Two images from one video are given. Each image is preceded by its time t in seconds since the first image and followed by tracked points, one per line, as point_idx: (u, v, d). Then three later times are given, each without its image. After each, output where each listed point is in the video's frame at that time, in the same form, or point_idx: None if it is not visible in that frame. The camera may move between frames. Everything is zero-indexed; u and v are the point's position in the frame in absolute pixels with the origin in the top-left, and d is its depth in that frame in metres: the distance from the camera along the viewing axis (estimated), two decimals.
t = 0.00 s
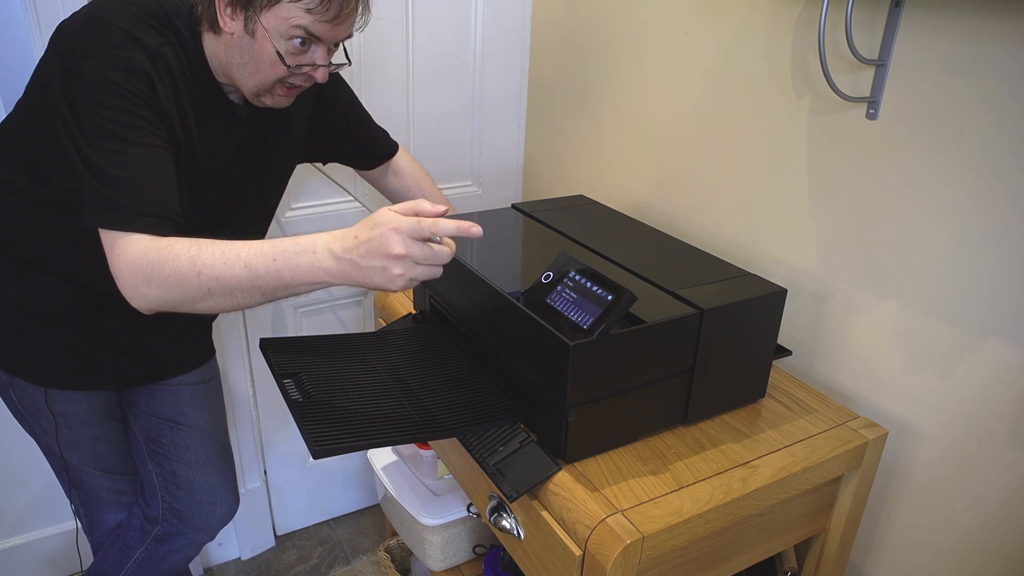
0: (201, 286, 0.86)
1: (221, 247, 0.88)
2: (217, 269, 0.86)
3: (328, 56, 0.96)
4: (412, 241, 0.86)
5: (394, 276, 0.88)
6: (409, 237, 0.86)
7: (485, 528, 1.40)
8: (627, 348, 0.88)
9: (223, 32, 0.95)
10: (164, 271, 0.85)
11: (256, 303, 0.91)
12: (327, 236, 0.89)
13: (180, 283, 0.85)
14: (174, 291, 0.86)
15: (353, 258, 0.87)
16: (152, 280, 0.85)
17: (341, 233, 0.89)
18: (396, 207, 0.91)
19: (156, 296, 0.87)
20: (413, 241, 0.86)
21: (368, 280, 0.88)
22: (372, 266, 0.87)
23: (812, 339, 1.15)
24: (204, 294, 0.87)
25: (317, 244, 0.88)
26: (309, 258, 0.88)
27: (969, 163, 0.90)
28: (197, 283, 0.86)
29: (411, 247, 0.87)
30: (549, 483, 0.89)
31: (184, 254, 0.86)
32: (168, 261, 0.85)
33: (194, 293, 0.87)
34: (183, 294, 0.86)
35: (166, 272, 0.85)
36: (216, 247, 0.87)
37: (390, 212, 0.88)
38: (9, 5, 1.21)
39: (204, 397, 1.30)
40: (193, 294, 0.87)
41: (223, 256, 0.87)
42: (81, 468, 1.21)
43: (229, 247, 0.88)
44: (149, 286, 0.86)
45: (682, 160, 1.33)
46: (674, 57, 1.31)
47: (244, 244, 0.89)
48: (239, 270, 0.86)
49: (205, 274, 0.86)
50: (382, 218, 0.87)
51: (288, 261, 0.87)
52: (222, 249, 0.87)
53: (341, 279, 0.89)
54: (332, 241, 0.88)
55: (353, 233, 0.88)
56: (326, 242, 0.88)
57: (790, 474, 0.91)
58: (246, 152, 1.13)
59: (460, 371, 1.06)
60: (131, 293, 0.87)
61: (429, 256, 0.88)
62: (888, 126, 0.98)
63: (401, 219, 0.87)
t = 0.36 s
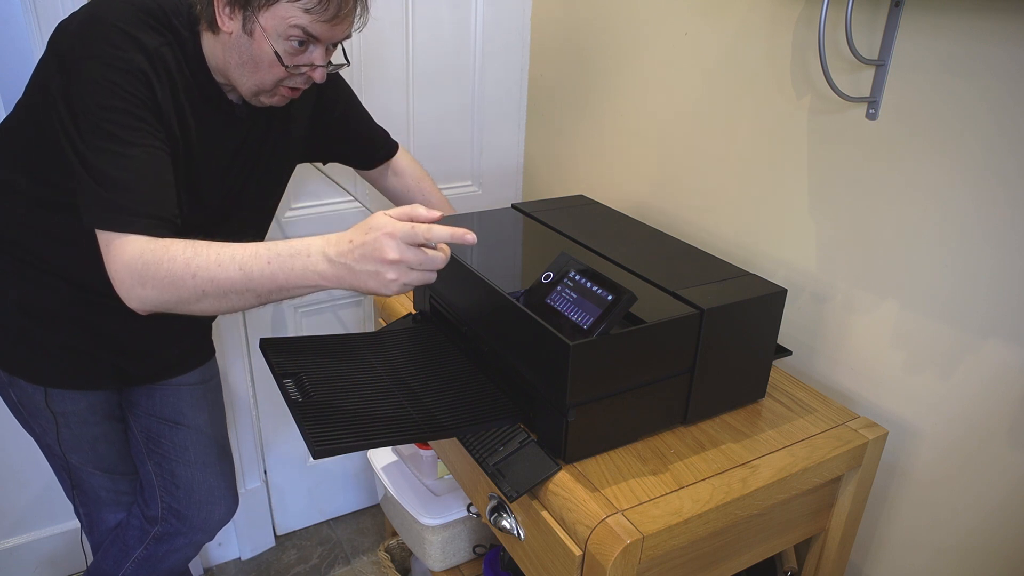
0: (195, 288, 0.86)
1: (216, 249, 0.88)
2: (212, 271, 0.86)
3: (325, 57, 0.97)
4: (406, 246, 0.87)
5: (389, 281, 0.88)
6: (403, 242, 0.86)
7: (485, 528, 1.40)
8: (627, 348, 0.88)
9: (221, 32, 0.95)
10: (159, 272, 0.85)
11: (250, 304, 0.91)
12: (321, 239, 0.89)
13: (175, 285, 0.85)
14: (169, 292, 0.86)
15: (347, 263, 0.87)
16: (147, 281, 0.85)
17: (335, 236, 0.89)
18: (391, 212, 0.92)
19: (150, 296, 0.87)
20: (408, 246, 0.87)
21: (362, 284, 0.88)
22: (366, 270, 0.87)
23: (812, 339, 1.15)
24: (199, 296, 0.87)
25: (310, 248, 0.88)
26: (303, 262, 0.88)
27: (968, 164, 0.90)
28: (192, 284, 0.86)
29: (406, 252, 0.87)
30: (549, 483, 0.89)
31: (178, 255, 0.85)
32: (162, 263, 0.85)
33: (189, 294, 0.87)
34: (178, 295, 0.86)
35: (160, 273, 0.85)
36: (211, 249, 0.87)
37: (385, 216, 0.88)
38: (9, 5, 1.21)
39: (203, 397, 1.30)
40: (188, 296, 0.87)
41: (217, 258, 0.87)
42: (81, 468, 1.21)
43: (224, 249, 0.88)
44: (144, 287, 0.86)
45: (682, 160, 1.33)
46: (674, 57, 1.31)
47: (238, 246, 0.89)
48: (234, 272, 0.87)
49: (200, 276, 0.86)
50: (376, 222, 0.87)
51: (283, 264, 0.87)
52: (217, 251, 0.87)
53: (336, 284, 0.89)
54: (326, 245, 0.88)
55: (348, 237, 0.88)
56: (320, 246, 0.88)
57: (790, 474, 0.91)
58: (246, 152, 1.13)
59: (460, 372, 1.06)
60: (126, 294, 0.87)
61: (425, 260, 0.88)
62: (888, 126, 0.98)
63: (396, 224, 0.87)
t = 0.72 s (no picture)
0: (193, 286, 0.86)
1: (214, 246, 0.88)
2: (210, 269, 0.86)
3: (324, 56, 0.96)
4: (402, 240, 0.86)
5: (386, 275, 0.88)
6: (399, 236, 0.86)
7: (485, 528, 1.40)
8: (627, 348, 0.88)
9: (222, 29, 0.95)
10: (157, 270, 0.85)
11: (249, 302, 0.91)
12: (318, 234, 0.89)
13: (173, 284, 0.86)
14: (168, 291, 0.86)
15: (344, 258, 0.87)
16: (145, 279, 0.85)
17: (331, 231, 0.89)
18: (387, 207, 0.91)
19: (149, 295, 0.87)
20: (405, 240, 0.86)
21: (359, 278, 0.88)
22: (363, 265, 0.87)
23: (812, 339, 1.15)
24: (197, 294, 0.87)
25: (307, 243, 0.88)
26: (300, 257, 0.88)
27: (969, 164, 0.90)
28: (190, 282, 0.86)
29: (402, 246, 0.86)
30: (549, 483, 0.89)
31: (176, 254, 0.85)
32: (160, 262, 0.85)
33: (187, 293, 0.87)
34: (177, 294, 0.86)
35: (159, 272, 0.85)
36: (208, 246, 0.87)
37: (381, 210, 0.88)
38: (9, 5, 1.21)
39: (204, 397, 1.30)
40: (186, 294, 0.87)
41: (215, 255, 0.87)
42: (82, 466, 1.20)
43: (221, 246, 0.88)
44: (143, 286, 0.86)
45: (682, 160, 1.33)
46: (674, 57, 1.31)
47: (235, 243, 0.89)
48: (232, 269, 0.87)
49: (198, 274, 0.86)
50: (372, 217, 0.87)
51: (280, 260, 0.87)
52: (214, 248, 0.87)
53: (333, 278, 0.89)
54: (323, 240, 0.88)
55: (344, 232, 0.88)
56: (316, 241, 0.88)
57: (790, 474, 0.91)
58: (246, 152, 1.13)
59: (460, 372, 1.06)
60: (125, 293, 0.87)
61: (422, 254, 0.88)
62: (888, 126, 0.98)
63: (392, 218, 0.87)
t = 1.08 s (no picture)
0: (189, 298, 0.86)
1: (210, 259, 0.88)
2: (206, 282, 0.86)
3: (307, 44, 0.95)
4: (395, 265, 0.86)
5: (378, 301, 0.88)
6: (392, 261, 0.86)
7: (484, 528, 1.40)
8: (627, 347, 0.88)
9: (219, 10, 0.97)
10: (153, 281, 0.85)
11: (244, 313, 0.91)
12: (313, 255, 0.89)
13: (168, 295, 0.86)
14: (163, 301, 0.86)
15: (338, 280, 0.87)
16: (141, 289, 0.85)
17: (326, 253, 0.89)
18: (383, 231, 0.91)
19: (144, 305, 0.87)
20: (399, 265, 0.86)
21: (352, 301, 0.88)
22: (356, 288, 0.87)
23: (812, 339, 1.15)
24: (192, 306, 0.87)
25: (302, 263, 0.88)
26: (295, 277, 0.88)
27: (968, 165, 0.91)
28: (185, 294, 0.86)
29: (396, 271, 0.87)
30: (549, 483, 0.89)
31: (172, 265, 0.85)
32: (156, 272, 0.85)
33: (182, 304, 0.87)
34: (172, 304, 0.87)
35: (154, 283, 0.85)
36: (204, 259, 0.88)
37: (377, 235, 0.88)
38: (9, 4, 1.21)
39: (204, 397, 1.30)
40: (181, 305, 0.87)
41: (211, 269, 0.87)
42: (81, 467, 1.20)
43: (217, 260, 0.88)
44: (138, 295, 0.86)
45: (682, 160, 1.33)
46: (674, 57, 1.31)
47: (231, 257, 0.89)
48: (227, 284, 0.87)
49: (193, 287, 0.86)
50: (367, 240, 0.87)
51: (275, 278, 0.87)
52: (210, 262, 0.87)
53: (326, 298, 0.89)
54: (318, 262, 0.88)
55: (339, 253, 0.88)
56: (311, 262, 0.88)
57: (790, 474, 0.91)
58: (245, 153, 1.13)
59: (460, 372, 1.06)
60: (120, 301, 0.87)
61: (415, 277, 0.88)
62: (888, 126, 0.98)
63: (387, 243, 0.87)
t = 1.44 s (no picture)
0: (183, 294, 0.86)
1: (204, 254, 0.88)
2: (200, 277, 0.86)
3: (303, 38, 0.95)
4: (390, 256, 0.87)
5: (375, 293, 0.88)
6: (387, 252, 0.87)
7: (485, 528, 1.40)
8: (627, 348, 0.88)
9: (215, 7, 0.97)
10: (147, 277, 0.85)
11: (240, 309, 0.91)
12: (308, 248, 0.89)
13: (163, 291, 0.86)
14: (157, 297, 0.86)
15: (332, 273, 0.87)
16: (135, 286, 0.85)
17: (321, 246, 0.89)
18: (378, 222, 0.91)
19: (138, 301, 0.87)
20: (394, 257, 0.87)
21: (347, 293, 0.89)
22: (351, 281, 0.87)
23: (811, 339, 1.15)
24: (186, 302, 0.87)
25: (296, 257, 0.88)
26: (289, 271, 0.88)
27: (968, 165, 0.90)
28: (179, 290, 0.86)
29: (391, 262, 0.87)
30: (549, 483, 0.89)
31: (166, 261, 0.85)
32: (151, 268, 0.85)
33: (176, 300, 0.87)
34: (166, 300, 0.86)
35: (148, 279, 0.85)
36: (198, 255, 0.87)
37: (371, 226, 0.88)
38: (9, 4, 1.21)
39: (204, 398, 1.30)
40: (175, 301, 0.87)
41: (205, 264, 0.86)
42: (82, 468, 1.20)
43: (211, 255, 0.88)
44: (133, 291, 0.86)
45: (682, 160, 1.33)
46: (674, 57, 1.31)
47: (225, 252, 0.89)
48: (221, 279, 0.86)
49: (187, 283, 0.86)
50: (362, 232, 0.87)
51: (269, 272, 0.87)
52: (204, 257, 0.87)
53: (321, 291, 0.89)
54: (312, 255, 0.88)
55: (334, 245, 0.88)
56: (306, 256, 0.88)
57: (790, 474, 0.91)
58: (245, 153, 1.13)
59: (460, 372, 1.06)
60: (115, 297, 0.87)
61: (410, 269, 0.88)
62: (888, 126, 0.98)
63: (382, 234, 0.87)
